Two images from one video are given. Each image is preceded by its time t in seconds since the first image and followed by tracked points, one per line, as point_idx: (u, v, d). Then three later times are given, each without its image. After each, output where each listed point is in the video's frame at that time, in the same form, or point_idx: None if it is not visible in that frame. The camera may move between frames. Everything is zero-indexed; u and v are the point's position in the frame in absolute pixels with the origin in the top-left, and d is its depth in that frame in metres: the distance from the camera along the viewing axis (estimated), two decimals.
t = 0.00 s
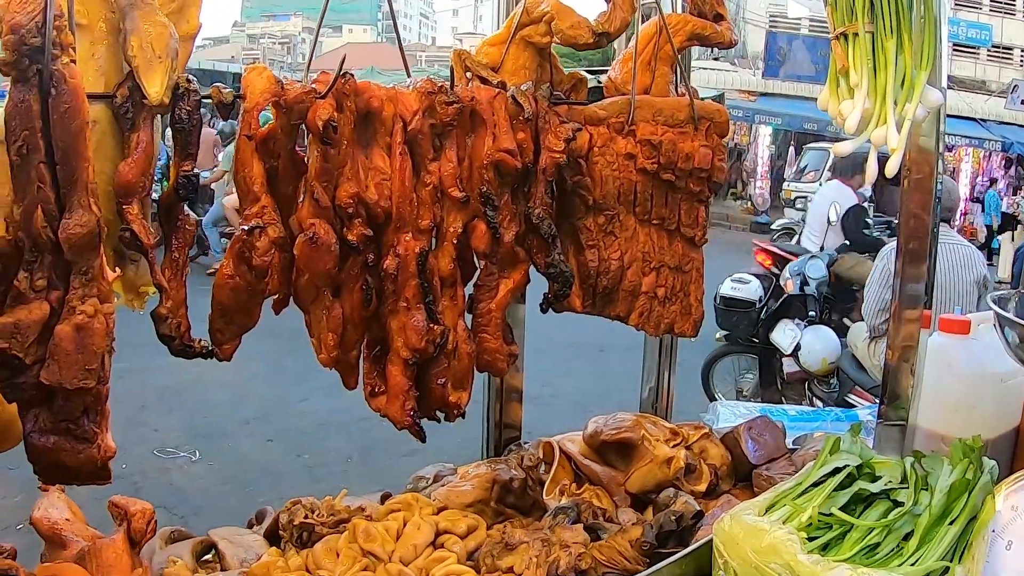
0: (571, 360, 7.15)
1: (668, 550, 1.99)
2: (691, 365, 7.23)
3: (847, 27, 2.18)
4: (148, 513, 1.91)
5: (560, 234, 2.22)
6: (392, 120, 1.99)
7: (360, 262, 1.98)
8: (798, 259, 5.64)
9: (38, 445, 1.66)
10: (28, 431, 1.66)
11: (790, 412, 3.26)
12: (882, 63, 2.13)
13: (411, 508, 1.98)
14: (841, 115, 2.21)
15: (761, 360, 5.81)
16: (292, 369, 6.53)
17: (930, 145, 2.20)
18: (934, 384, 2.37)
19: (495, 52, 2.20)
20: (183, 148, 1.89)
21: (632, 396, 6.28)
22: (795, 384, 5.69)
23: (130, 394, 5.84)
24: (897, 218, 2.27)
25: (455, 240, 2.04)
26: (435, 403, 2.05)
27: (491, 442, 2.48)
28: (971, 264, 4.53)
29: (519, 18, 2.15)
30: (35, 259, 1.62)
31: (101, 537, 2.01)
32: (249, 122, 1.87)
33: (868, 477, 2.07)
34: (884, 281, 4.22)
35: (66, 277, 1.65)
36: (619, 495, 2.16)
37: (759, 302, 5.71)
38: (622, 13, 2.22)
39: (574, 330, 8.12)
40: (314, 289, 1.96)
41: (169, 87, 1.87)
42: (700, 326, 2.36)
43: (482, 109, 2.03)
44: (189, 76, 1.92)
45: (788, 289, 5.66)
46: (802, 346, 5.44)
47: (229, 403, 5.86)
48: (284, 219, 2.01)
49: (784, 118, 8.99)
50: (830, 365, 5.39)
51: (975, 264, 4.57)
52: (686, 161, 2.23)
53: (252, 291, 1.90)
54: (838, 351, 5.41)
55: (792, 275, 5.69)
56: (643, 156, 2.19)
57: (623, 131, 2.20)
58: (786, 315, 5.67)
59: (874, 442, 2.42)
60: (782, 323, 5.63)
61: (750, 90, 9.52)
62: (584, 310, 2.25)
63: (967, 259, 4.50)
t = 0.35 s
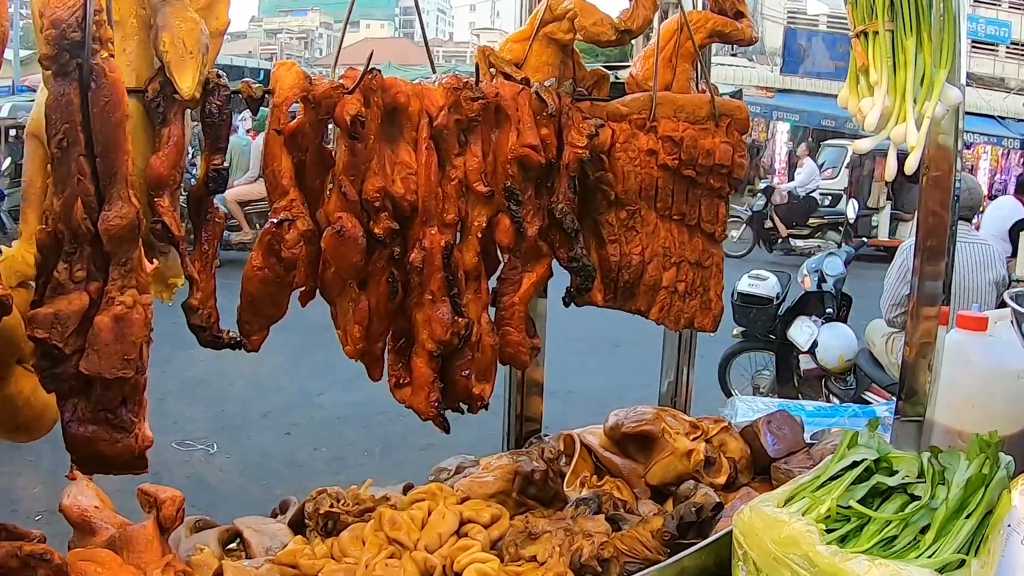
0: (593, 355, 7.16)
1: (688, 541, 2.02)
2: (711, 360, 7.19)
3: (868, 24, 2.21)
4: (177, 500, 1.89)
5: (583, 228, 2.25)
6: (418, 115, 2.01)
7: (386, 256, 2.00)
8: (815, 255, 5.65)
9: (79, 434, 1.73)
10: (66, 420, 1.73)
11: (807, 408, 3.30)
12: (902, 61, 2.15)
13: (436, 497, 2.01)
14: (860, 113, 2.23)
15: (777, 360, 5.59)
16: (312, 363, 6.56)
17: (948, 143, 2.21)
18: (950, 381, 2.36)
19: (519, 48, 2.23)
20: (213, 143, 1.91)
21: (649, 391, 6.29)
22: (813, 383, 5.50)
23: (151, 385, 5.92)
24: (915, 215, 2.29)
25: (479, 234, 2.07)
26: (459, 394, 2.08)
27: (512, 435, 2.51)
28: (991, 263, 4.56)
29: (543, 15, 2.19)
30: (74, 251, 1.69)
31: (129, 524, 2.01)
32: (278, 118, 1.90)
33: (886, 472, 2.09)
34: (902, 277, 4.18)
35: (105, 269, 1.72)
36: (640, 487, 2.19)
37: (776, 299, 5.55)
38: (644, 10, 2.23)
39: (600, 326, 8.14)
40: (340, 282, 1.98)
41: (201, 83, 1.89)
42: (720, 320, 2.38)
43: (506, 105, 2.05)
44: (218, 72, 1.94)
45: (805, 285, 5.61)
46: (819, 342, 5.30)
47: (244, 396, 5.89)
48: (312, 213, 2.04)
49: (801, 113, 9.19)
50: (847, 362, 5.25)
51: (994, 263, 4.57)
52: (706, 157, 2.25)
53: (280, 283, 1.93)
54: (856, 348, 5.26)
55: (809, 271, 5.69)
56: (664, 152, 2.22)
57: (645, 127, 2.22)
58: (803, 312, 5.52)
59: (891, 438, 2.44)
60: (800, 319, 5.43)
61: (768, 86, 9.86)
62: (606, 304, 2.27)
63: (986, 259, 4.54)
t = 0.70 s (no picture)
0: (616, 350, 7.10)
1: (712, 532, 2.04)
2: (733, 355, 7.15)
3: (891, 20, 2.22)
4: (206, 487, 1.90)
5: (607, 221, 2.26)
6: (446, 107, 2.03)
7: (414, 247, 2.01)
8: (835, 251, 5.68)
9: (112, 416, 1.73)
10: (100, 403, 1.73)
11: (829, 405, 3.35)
12: (926, 56, 2.15)
13: (462, 487, 2.03)
14: (884, 108, 2.23)
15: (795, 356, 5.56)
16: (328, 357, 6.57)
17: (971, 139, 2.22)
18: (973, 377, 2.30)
19: (544, 42, 2.24)
20: (243, 133, 1.93)
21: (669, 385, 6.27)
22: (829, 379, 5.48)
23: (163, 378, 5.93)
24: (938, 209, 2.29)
25: (506, 227, 2.08)
26: (485, 385, 2.09)
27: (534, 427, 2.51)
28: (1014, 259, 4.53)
29: (568, 9, 2.19)
30: (110, 238, 1.69)
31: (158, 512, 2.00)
32: (307, 109, 1.92)
33: (908, 466, 2.09)
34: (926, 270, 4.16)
35: (140, 256, 1.72)
36: (663, 479, 2.21)
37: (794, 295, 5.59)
38: (670, 4, 2.25)
39: (624, 319, 8.06)
40: (368, 272, 2.00)
41: (231, 73, 1.88)
42: (742, 314, 2.38)
43: (533, 98, 2.07)
44: (248, 64, 1.94)
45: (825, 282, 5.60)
46: (837, 339, 5.28)
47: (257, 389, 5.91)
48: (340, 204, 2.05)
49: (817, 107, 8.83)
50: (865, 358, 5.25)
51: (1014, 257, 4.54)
52: (730, 152, 2.26)
53: (310, 273, 1.94)
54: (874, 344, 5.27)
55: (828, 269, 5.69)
56: (688, 146, 2.23)
57: (669, 121, 2.23)
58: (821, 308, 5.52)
59: (912, 432, 2.44)
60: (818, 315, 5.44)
61: (786, 82, 9.43)
62: (629, 297, 2.28)
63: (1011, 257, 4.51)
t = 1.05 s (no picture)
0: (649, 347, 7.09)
1: (743, 524, 2.08)
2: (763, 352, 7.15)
3: (920, 20, 2.23)
4: (249, 478, 1.93)
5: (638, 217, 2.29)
6: (483, 104, 2.06)
7: (451, 242, 2.04)
8: (856, 249, 5.65)
9: (154, 409, 1.71)
10: (144, 395, 1.70)
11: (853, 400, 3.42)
12: (955, 57, 2.18)
13: (498, 478, 2.06)
14: (912, 108, 2.26)
15: (817, 352, 5.58)
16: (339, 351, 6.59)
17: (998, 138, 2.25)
18: (994, 377, 2.38)
19: (577, 40, 2.27)
20: (284, 129, 1.95)
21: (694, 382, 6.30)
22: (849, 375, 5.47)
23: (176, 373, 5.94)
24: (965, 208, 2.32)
25: (541, 223, 2.11)
26: (519, 378, 2.12)
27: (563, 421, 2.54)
28: None
29: (602, 8, 2.20)
30: (155, 231, 1.67)
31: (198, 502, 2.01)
32: (349, 106, 1.94)
33: (934, 461, 2.11)
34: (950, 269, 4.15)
35: (184, 249, 1.70)
36: (692, 473, 2.24)
37: (816, 293, 5.58)
38: (702, 4, 2.28)
39: (657, 313, 8.03)
40: (405, 266, 2.03)
41: (274, 70, 1.91)
42: (770, 311, 2.41)
43: (568, 96, 2.11)
44: (290, 62, 1.97)
45: (845, 280, 5.60)
46: (858, 336, 5.28)
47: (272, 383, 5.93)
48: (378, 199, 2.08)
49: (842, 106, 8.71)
50: (886, 356, 5.20)
51: None
52: (759, 150, 2.29)
53: (350, 267, 1.96)
54: (896, 343, 5.21)
55: (849, 266, 5.66)
56: (718, 143, 2.26)
57: (699, 119, 2.27)
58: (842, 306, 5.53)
59: (936, 429, 2.48)
60: (839, 313, 5.47)
61: (807, 79, 8.61)
62: (659, 292, 2.31)
63: None
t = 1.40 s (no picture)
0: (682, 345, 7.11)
1: (778, 518, 2.14)
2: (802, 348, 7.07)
3: (954, 24, 2.27)
4: (301, 471, 1.97)
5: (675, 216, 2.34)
6: (526, 106, 2.10)
7: (495, 240, 2.08)
8: (883, 247, 5.68)
9: (215, 406, 1.77)
10: (204, 393, 1.77)
11: (880, 398, 3.52)
12: (988, 61, 2.22)
13: (541, 472, 2.11)
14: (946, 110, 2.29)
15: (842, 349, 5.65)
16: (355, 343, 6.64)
17: None
18: None
19: (615, 41, 2.32)
20: (335, 129, 1.99)
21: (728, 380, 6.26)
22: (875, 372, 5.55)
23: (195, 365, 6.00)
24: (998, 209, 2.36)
25: (582, 222, 2.15)
26: (559, 374, 2.16)
27: (597, 416, 2.58)
28: None
29: (640, 10, 2.25)
30: (217, 231, 1.74)
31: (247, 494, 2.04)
32: (397, 107, 1.98)
33: (964, 458, 2.15)
34: (980, 266, 4.18)
35: (244, 249, 1.76)
36: (727, 467, 2.29)
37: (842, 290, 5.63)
38: (739, 6, 2.32)
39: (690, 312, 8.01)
40: (450, 264, 2.07)
41: (325, 71, 1.94)
42: (802, 309, 2.45)
43: (609, 97, 2.14)
44: (339, 64, 2.01)
45: (872, 277, 5.64)
46: (884, 334, 5.26)
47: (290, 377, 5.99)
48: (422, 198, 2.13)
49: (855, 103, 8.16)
50: (912, 354, 5.19)
51: None
52: (794, 150, 2.33)
53: (397, 264, 2.00)
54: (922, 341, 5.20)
55: (876, 264, 5.67)
56: (754, 144, 2.30)
57: (736, 120, 2.31)
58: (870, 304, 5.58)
59: (966, 426, 2.53)
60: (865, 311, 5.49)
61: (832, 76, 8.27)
62: (695, 290, 2.36)
63: None
